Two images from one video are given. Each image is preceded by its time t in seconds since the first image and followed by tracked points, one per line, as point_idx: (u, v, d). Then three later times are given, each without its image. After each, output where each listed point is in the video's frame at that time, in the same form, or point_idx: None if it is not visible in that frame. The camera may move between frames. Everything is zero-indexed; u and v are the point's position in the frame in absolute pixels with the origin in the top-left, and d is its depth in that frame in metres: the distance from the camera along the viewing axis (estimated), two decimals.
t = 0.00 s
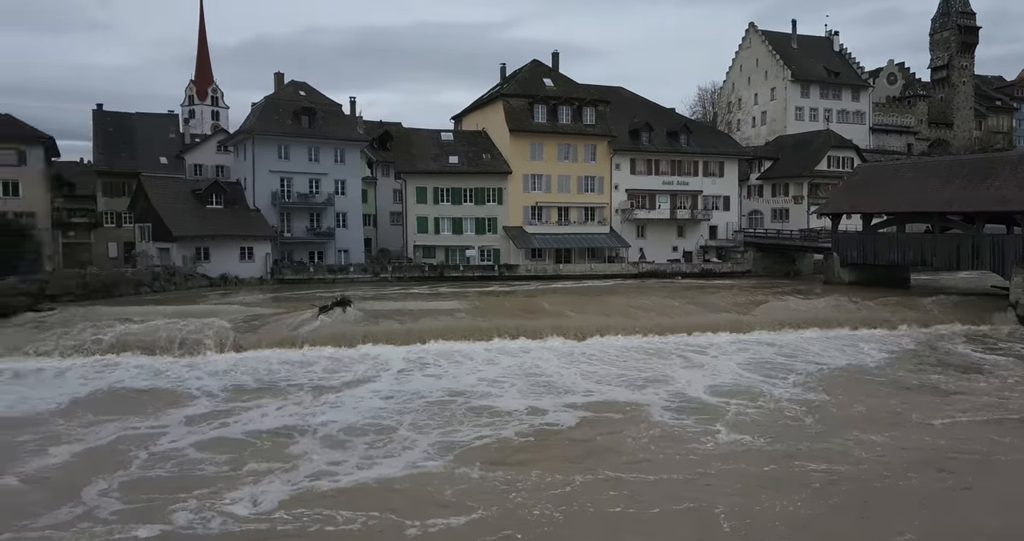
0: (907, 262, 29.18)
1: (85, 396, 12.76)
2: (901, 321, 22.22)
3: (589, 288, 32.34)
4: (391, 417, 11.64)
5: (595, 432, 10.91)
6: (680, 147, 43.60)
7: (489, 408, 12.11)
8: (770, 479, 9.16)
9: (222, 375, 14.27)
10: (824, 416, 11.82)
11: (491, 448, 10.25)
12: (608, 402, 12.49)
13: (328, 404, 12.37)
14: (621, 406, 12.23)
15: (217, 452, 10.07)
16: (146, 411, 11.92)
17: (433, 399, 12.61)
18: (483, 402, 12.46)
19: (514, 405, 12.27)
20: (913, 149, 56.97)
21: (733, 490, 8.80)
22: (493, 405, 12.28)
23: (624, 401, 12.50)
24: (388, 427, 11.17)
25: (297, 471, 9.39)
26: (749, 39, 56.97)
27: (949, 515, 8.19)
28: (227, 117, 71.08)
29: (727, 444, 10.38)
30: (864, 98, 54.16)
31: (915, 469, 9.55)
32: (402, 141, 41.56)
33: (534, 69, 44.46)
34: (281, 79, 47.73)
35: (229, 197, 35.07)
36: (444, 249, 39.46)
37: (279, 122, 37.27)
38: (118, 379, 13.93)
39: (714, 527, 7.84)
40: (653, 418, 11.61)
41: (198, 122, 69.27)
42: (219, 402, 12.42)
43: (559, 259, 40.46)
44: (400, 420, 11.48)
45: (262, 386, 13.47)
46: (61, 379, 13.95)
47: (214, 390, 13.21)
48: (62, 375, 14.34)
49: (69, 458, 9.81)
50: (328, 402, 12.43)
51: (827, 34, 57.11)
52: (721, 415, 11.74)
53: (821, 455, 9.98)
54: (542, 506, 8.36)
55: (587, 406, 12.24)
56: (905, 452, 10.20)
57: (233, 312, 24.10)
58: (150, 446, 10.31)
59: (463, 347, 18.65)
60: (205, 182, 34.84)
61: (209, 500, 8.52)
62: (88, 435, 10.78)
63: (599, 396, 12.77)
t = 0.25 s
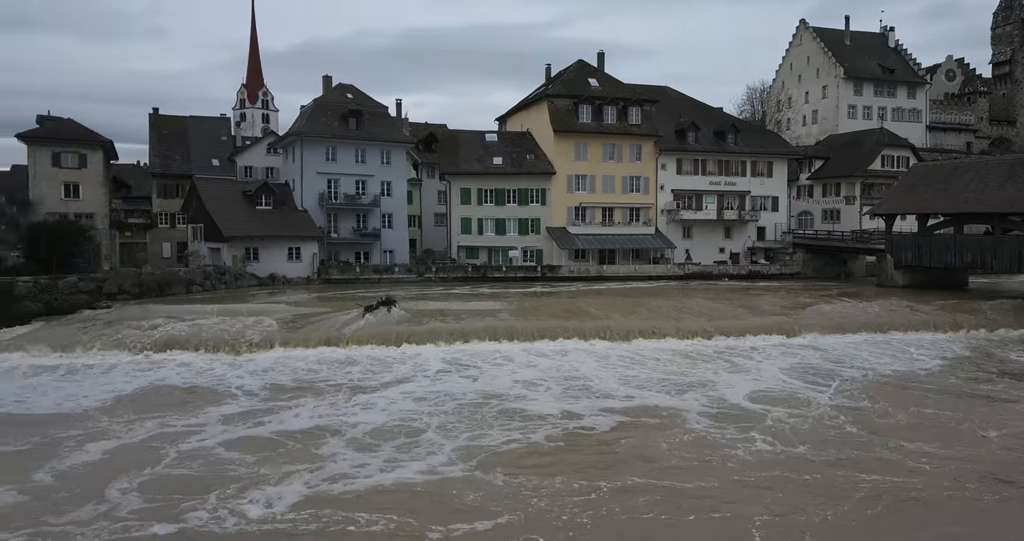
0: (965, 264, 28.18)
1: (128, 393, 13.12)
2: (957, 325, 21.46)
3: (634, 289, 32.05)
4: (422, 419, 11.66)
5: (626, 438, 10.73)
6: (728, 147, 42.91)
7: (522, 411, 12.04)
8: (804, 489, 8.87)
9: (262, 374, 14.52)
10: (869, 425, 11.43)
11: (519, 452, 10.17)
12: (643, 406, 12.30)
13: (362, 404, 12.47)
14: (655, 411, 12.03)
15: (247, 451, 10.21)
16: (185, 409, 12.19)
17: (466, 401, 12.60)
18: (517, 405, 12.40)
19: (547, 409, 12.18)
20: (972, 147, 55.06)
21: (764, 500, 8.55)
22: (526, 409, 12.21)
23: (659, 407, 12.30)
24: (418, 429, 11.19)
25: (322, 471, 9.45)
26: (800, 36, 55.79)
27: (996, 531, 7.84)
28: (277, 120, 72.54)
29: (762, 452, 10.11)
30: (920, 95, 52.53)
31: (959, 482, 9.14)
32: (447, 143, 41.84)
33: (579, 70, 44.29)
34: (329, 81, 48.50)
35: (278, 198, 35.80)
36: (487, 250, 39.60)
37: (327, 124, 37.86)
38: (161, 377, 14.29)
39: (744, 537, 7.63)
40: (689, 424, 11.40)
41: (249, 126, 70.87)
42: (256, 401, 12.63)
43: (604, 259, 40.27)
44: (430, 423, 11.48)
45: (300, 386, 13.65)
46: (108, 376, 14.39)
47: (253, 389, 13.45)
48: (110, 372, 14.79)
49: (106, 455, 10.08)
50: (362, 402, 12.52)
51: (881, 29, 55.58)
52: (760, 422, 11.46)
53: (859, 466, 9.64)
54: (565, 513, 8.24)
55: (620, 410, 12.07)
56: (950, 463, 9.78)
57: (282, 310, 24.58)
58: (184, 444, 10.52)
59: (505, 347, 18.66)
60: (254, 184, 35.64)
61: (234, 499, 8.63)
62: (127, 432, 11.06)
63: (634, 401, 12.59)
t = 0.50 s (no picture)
0: (1008, 267, 27.42)
1: (154, 392, 13.37)
2: (998, 329, 20.90)
3: (664, 290, 31.78)
4: (439, 422, 11.67)
5: (642, 443, 10.60)
6: (762, 146, 42.36)
7: (541, 415, 11.97)
8: (820, 499, 8.67)
9: (286, 374, 14.69)
10: (898, 433, 11.15)
11: (532, 457, 10.10)
12: (665, 411, 12.16)
13: (381, 406, 12.53)
14: (674, 416, 11.87)
15: (262, 453, 10.31)
16: (208, 409, 12.39)
17: (485, 404, 12.58)
18: (536, 408, 12.35)
19: (566, 413, 12.10)
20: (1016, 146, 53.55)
21: (776, 510, 8.37)
22: (545, 412, 12.14)
23: (681, 411, 12.14)
24: (433, 432, 11.19)
25: (333, 473, 9.50)
26: (837, 33, 54.82)
27: None
28: (311, 122, 73.40)
29: (781, 460, 9.91)
30: (962, 93, 51.26)
31: (986, 494, 8.85)
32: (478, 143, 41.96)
33: (611, 70, 44.08)
34: (362, 83, 48.94)
35: (311, 199, 36.24)
36: (517, 250, 39.59)
37: (360, 125, 38.22)
38: (187, 376, 14.55)
39: None
40: (710, 429, 11.24)
41: (283, 127, 71.82)
42: (277, 402, 12.78)
43: (634, 260, 40.02)
44: (445, 426, 11.48)
45: (323, 386, 13.77)
46: (136, 375, 14.70)
47: (277, 389, 13.61)
48: (139, 371, 15.10)
49: (125, 454, 10.27)
50: (381, 404, 12.58)
51: (922, 26, 54.36)
52: (784, 429, 11.26)
53: (881, 475, 9.39)
54: (571, 521, 8.16)
55: (640, 415, 11.95)
56: (978, 474, 9.46)
57: (314, 310, 24.87)
58: (201, 444, 10.68)
59: (534, 348, 18.63)
60: (288, 185, 36.14)
61: (243, 501, 8.72)
62: (148, 431, 11.26)
63: (655, 406, 12.46)
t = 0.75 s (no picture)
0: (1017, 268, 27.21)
1: (151, 394, 13.42)
2: (1007, 330, 20.74)
3: (671, 291, 31.67)
4: (432, 425, 11.64)
5: (632, 448, 10.53)
6: (769, 146, 42.20)
7: (536, 419, 11.92)
8: (808, 506, 8.59)
9: (283, 376, 14.71)
10: (897, 437, 11.05)
11: (521, 462, 10.05)
12: (661, 415, 12.10)
13: (376, 408, 12.52)
14: (669, 420, 11.80)
15: (250, 457, 10.31)
16: (202, 411, 12.42)
17: (480, 407, 12.55)
18: (531, 412, 12.31)
19: (560, 416, 12.05)
20: None
21: (763, 516, 8.31)
22: (540, 416, 12.11)
23: (677, 415, 12.09)
24: (424, 435, 11.16)
25: (318, 477, 9.49)
26: (846, 32, 54.54)
27: None
28: (318, 122, 73.54)
29: (773, 465, 9.84)
30: (972, 92, 50.93)
31: (978, 501, 8.74)
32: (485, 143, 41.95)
33: (618, 69, 44.00)
34: (370, 83, 49.01)
35: (318, 199, 36.32)
36: (524, 251, 39.57)
37: (366, 126, 38.27)
38: (185, 378, 14.59)
39: None
40: (705, 433, 11.17)
41: (291, 128, 71.98)
42: (272, 404, 12.80)
43: (641, 261, 39.93)
44: (437, 430, 11.44)
45: (320, 388, 13.78)
46: (135, 376, 14.77)
47: (280, 390, 13.67)
48: (139, 372, 15.17)
49: (115, 457, 10.31)
50: (375, 406, 12.57)
51: (932, 25, 54.03)
52: (782, 433, 11.18)
53: (872, 481, 9.30)
54: (554, 527, 8.11)
55: (634, 419, 11.88)
56: (972, 482, 9.35)
57: (320, 310, 24.88)
58: (191, 447, 10.71)
59: (539, 349, 18.61)
60: (295, 185, 36.23)
61: (226, 506, 8.71)
62: (140, 433, 11.30)
63: (651, 409, 12.40)
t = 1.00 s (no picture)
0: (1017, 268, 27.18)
1: (138, 397, 13.38)
2: (1007, 330, 20.73)
3: (671, 291, 31.64)
4: (423, 428, 11.60)
5: (615, 452, 10.47)
6: (770, 146, 42.18)
7: (523, 422, 11.86)
8: (785, 511, 8.50)
9: (274, 378, 14.66)
10: (887, 441, 11.00)
11: (502, 468, 9.96)
12: (652, 417, 12.06)
13: (372, 410, 12.52)
14: (656, 423, 11.74)
15: (230, 461, 10.24)
16: (189, 414, 12.37)
17: (469, 410, 12.49)
18: (519, 415, 12.26)
19: (548, 419, 11.99)
20: None
21: (739, 523, 8.22)
22: (528, 419, 12.05)
23: (666, 418, 12.04)
24: (407, 439, 11.09)
25: (295, 483, 9.41)
26: (846, 32, 54.52)
27: None
28: (318, 122, 73.50)
29: (758, 470, 9.77)
30: (973, 92, 50.89)
31: (967, 503, 8.76)
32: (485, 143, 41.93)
33: (618, 69, 43.98)
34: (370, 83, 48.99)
35: (318, 199, 36.31)
36: (524, 251, 39.56)
37: (366, 126, 38.25)
38: (173, 380, 14.53)
39: None
40: (692, 437, 11.11)
41: (291, 127, 71.95)
42: (259, 407, 12.74)
43: (641, 261, 39.91)
44: (422, 433, 11.37)
45: (313, 390, 13.74)
46: (124, 379, 14.73)
47: (277, 391, 13.68)
48: (130, 374, 15.13)
49: (93, 461, 10.23)
50: (363, 409, 12.52)
51: (932, 25, 54.00)
52: (772, 437, 11.14)
53: (855, 487, 9.22)
54: (543, 529, 8.13)
55: (622, 422, 11.83)
56: (958, 487, 9.25)
57: (320, 311, 24.85)
58: (170, 451, 10.63)
59: (539, 349, 18.60)
60: (295, 185, 36.22)
61: (199, 512, 8.63)
62: (122, 437, 11.23)
63: (641, 412, 12.35)
